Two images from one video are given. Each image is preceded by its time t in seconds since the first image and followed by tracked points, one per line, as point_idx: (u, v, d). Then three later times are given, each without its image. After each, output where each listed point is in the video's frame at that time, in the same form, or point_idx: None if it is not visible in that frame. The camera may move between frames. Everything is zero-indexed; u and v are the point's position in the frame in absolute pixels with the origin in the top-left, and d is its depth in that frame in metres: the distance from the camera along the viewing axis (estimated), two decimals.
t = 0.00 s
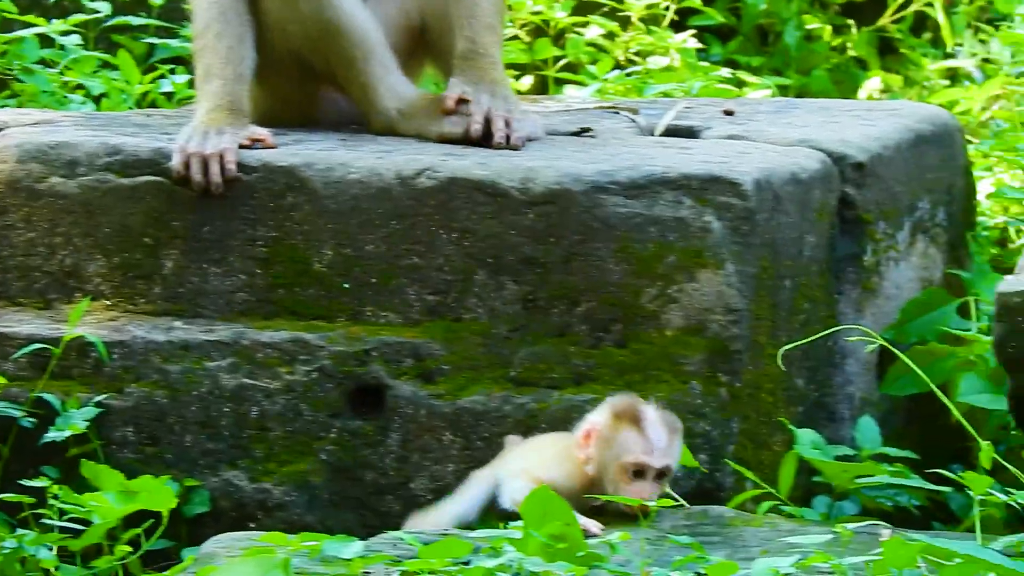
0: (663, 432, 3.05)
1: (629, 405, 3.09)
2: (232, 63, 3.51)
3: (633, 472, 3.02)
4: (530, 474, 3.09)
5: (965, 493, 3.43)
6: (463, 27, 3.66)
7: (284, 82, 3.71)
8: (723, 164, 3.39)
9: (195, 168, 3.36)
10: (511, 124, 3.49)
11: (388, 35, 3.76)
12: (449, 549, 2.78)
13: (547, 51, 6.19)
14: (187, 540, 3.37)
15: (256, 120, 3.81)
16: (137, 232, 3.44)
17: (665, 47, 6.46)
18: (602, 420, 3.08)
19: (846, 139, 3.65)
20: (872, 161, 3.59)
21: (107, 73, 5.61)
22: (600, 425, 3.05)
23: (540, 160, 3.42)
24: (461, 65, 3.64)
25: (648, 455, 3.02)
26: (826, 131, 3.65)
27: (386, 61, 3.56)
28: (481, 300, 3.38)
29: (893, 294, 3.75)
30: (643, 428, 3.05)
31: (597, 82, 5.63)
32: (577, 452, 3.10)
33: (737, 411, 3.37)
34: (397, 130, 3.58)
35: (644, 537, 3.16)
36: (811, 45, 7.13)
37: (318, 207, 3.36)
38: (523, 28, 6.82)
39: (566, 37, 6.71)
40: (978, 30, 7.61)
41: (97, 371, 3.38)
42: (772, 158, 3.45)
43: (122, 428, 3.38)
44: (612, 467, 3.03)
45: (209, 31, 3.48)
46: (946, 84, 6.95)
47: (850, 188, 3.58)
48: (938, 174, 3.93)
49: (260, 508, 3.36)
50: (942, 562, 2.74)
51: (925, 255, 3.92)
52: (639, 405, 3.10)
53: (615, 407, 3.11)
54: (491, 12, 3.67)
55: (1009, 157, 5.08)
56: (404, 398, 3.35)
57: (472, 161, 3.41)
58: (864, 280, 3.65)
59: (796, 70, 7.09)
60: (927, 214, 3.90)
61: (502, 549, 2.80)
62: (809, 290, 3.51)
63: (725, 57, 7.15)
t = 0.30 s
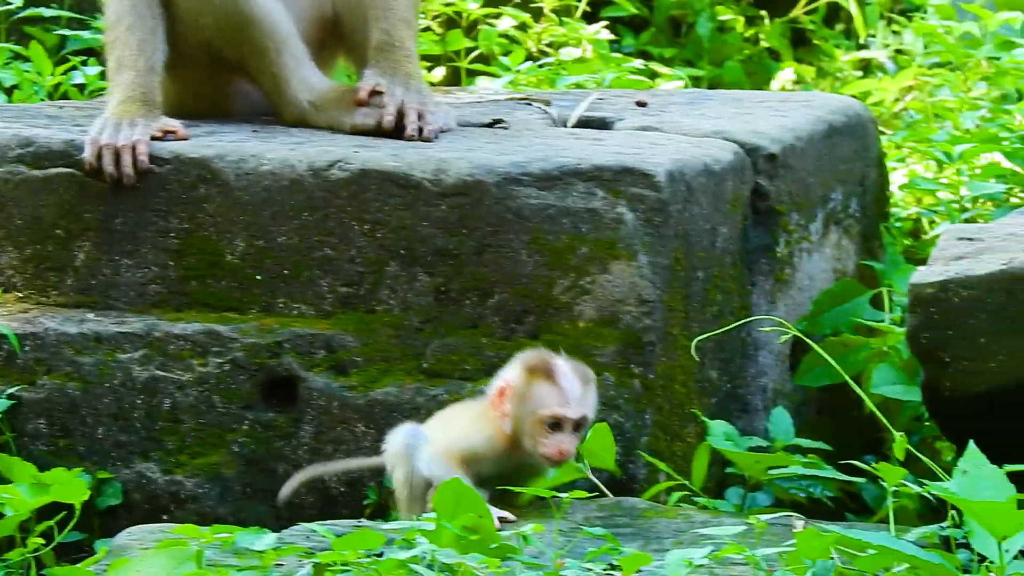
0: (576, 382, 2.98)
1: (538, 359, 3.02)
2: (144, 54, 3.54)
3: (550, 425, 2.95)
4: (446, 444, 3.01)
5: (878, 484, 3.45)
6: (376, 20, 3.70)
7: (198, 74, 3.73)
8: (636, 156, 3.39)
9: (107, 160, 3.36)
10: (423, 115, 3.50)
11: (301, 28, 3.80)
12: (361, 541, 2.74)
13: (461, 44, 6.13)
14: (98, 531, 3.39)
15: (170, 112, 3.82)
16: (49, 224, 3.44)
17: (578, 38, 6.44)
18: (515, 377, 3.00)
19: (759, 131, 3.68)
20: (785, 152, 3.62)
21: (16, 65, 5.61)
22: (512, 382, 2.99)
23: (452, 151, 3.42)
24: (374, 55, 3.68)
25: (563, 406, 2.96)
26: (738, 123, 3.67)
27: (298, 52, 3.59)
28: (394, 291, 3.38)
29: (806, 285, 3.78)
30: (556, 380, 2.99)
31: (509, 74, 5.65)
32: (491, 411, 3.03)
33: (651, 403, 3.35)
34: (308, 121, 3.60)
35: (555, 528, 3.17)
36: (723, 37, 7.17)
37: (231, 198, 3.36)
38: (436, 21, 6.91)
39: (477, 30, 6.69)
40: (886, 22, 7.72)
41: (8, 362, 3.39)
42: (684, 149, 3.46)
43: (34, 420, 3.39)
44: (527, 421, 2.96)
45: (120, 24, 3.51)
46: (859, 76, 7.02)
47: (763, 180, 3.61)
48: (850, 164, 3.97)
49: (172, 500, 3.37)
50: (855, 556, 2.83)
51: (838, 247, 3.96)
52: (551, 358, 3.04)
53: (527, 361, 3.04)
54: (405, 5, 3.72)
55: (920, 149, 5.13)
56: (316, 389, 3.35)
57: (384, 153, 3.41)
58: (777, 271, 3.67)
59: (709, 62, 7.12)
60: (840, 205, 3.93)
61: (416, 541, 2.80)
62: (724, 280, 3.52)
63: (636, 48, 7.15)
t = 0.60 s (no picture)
0: (524, 327, 2.81)
1: (487, 303, 2.85)
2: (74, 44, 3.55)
3: (499, 374, 2.79)
4: (400, 393, 2.90)
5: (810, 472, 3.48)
6: (309, 9, 3.74)
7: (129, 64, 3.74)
8: (566, 144, 3.39)
9: (38, 149, 3.36)
10: (354, 104, 3.54)
11: (234, 19, 3.82)
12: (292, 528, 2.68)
13: (392, 30, 6.00)
14: (30, 519, 3.39)
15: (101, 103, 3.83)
16: None
17: (509, 26, 6.43)
18: (461, 322, 2.84)
19: (690, 118, 3.70)
20: (716, 140, 3.65)
21: None
22: (459, 329, 2.83)
23: (383, 139, 3.43)
24: (307, 43, 3.73)
25: (513, 355, 2.78)
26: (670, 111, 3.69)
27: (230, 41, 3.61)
28: (325, 280, 3.38)
29: (736, 273, 3.84)
30: (503, 326, 2.81)
31: (439, 61, 5.64)
32: (439, 359, 2.88)
33: (581, 391, 3.33)
34: (240, 109, 3.62)
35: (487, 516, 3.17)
36: (655, 25, 7.11)
37: (161, 186, 3.35)
38: (367, 8, 6.86)
39: (410, 16, 6.62)
40: (818, 10, 7.78)
41: None
42: (616, 138, 3.47)
43: None
44: (476, 370, 2.81)
45: (49, 13, 3.53)
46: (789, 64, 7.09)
47: (694, 167, 3.63)
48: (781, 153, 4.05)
49: (103, 489, 3.36)
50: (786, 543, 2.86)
51: (770, 235, 4.05)
52: (498, 300, 2.85)
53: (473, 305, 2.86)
54: None
55: (850, 137, 5.21)
56: (247, 377, 3.35)
57: (314, 141, 3.41)
58: (709, 258, 3.71)
59: (640, 49, 7.09)
60: (771, 194, 4.01)
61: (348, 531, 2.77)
62: (655, 268, 3.54)
63: (566, 35, 7.11)
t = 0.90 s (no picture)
0: (586, 287, 2.70)
1: (545, 259, 2.72)
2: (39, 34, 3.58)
3: (561, 332, 2.66)
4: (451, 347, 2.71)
5: (774, 462, 3.49)
6: None
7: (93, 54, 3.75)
8: (529, 133, 3.39)
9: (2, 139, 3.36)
10: (319, 95, 3.55)
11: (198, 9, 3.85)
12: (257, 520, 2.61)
13: (355, 21, 5.95)
14: None
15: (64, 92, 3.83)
16: None
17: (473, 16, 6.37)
18: (519, 277, 2.69)
19: (654, 108, 3.74)
20: (679, 129, 3.69)
21: None
22: (518, 282, 2.67)
23: (347, 130, 3.43)
24: (272, 33, 3.78)
25: (574, 312, 2.67)
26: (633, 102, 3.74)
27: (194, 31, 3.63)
28: (289, 269, 3.37)
29: (701, 263, 3.91)
30: (565, 285, 2.69)
31: (402, 51, 5.67)
32: (491, 314, 2.71)
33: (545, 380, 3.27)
34: (204, 98, 3.63)
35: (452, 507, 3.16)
36: (618, 15, 7.09)
37: (125, 176, 3.35)
38: None
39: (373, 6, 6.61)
40: None
41: None
42: (580, 127, 3.49)
43: None
44: (535, 327, 2.67)
45: (13, 4, 3.56)
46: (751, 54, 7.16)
47: (658, 157, 3.66)
48: (745, 143, 4.16)
49: (67, 479, 3.36)
50: (752, 533, 2.77)
51: (733, 224, 4.15)
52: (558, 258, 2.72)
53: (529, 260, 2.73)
54: None
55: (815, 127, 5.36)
56: (211, 367, 3.35)
57: (278, 131, 3.41)
58: (672, 248, 3.74)
59: (603, 39, 7.08)
60: (734, 183, 4.10)
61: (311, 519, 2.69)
62: (619, 259, 3.54)
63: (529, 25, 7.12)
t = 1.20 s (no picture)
0: (547, 298, 2.59)
1: (507, 270, 2.61)
2: None
3: (523, 351, 2.55)
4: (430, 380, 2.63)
5: (714, 452, 3.51)
6: None
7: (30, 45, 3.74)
8: (469, 124, 3.41)
9: None
10: (259, 85, 3.56)
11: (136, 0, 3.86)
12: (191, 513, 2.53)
13: (296, 12, 6.18)
14: None
15: None
16: None
17: (412, 8, 6.55)
18: (481, 292, 2.58)
19: (593, 100, 3.78)
20: (618, 121, 3.72)
21: None
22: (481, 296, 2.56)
23: (287, 122, 3.42)
24: (212, 25, 3.80)
25: (537, 332, 2.56)
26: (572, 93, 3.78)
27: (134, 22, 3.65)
28: (228, 261, 3.37)
29: (642, 254, 3.96)
30: (526, 299, 2.58)
31: (341, 41, 5.70)
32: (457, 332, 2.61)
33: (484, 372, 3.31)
34: (143, 90, 3.65)
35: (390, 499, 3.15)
36: (558, 5, 7.13)
37: (65, 167, 3.35)
38: None
39: None
40: None
41: None
42: (520, 119, 3.52)
43: None
44: (498, 345, 2.56)
45: None
46: (693, 45, 7.25)
47: (598, 148, 3.71)
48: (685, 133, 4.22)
49: (6, 471, 3.31)
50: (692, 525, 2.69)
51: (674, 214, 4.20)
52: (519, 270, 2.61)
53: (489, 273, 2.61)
54: None
55: (756, 118, 5.51)
56: (151, 359, 3.34)
57: (218, 123, 3.41)
58: (613, 239, 3.77)
59: (543, 29, 7.12)
60: (675, 174, 4.15)
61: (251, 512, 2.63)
62: (559, 248, 3.58)
63: (469, 17, 7.13)
